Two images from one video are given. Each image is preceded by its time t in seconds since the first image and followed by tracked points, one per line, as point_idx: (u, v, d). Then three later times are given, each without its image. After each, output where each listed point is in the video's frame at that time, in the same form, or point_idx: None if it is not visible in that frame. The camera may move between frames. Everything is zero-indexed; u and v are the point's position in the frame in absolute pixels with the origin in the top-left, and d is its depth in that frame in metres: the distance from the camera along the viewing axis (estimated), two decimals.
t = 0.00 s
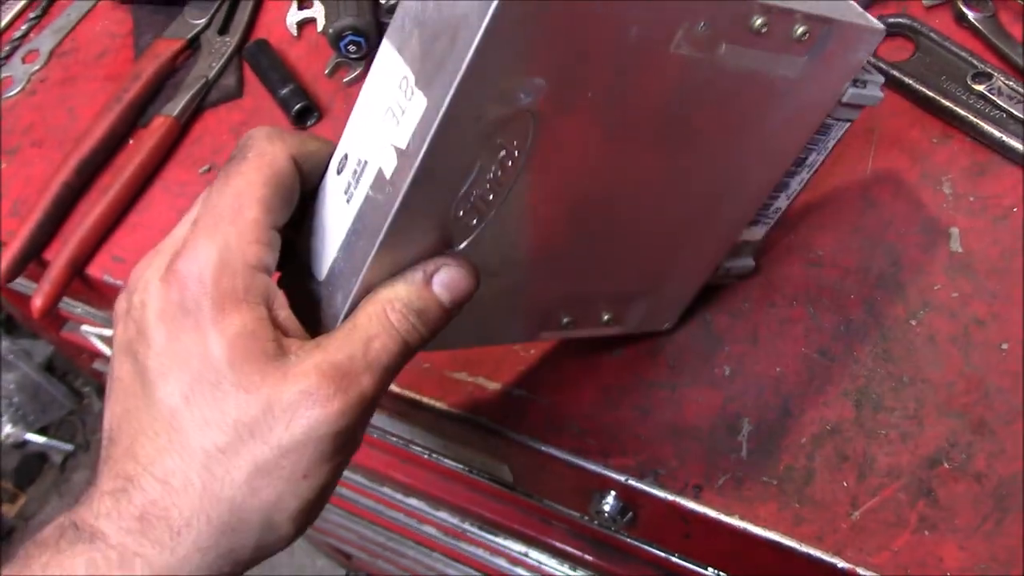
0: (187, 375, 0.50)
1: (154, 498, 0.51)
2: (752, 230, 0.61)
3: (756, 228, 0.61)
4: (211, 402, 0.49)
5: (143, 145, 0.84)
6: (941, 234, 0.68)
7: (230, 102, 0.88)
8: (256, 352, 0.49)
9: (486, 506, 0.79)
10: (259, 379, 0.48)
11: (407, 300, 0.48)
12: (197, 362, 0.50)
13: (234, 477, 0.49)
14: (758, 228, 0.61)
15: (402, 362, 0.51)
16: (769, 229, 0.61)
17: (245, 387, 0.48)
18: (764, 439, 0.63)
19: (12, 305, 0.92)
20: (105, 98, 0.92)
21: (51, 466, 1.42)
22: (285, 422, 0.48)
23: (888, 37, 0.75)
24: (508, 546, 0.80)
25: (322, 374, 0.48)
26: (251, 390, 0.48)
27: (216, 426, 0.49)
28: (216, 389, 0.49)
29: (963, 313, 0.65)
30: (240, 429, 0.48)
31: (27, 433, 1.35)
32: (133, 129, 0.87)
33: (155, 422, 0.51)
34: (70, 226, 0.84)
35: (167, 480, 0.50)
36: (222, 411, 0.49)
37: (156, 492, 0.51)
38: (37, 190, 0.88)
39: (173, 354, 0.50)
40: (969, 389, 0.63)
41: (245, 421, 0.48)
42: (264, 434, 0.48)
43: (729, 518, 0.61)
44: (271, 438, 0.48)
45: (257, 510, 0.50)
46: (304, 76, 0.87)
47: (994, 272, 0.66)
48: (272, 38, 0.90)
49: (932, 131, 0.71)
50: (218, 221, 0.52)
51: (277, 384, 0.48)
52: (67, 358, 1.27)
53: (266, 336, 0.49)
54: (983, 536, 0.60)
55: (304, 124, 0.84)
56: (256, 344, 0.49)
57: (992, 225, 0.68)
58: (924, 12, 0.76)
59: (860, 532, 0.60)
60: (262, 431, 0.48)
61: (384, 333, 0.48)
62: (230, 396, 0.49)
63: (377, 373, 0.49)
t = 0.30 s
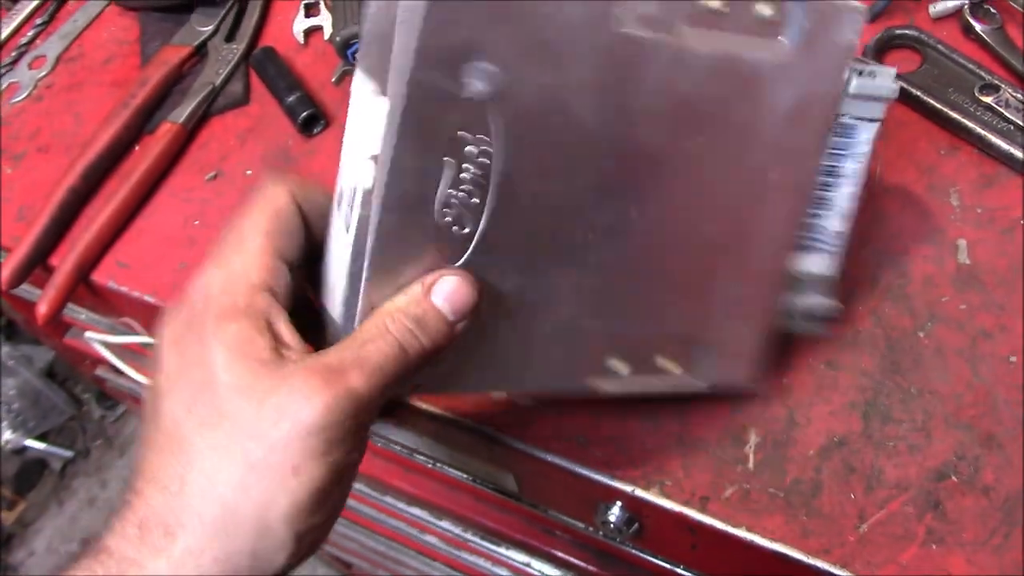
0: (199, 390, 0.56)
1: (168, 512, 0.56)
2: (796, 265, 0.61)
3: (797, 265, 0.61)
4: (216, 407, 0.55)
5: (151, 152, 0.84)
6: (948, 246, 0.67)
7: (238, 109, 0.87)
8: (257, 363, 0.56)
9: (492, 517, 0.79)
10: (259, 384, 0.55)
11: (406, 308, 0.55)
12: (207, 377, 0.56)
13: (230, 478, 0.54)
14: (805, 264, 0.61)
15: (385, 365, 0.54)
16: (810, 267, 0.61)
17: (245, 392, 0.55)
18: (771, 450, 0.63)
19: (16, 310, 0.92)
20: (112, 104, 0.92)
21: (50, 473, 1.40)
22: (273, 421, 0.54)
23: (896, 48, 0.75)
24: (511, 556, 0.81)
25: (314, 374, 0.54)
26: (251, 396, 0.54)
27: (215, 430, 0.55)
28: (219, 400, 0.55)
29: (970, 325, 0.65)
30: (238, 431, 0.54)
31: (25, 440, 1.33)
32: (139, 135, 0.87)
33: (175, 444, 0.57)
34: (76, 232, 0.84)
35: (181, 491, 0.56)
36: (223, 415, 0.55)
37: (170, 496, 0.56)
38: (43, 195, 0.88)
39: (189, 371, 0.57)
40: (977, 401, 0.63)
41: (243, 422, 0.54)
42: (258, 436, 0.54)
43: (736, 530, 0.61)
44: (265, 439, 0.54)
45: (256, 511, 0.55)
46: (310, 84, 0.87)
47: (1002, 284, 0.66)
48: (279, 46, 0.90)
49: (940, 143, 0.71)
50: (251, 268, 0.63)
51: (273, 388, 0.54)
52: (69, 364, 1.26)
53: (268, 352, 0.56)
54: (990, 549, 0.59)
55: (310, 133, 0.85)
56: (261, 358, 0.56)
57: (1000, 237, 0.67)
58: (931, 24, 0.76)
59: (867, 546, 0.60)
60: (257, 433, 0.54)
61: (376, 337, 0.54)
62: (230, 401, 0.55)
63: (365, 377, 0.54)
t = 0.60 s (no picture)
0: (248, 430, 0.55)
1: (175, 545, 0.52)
2: (848, 285, 0.61)
3: (851, 289, 0.61)
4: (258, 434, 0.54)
5: (149, 156, 0.84)
6: (944, 257, 0.67)
7: (237, 114, 0.88)
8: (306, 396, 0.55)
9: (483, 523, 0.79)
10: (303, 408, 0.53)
11: (446, 347, 0.54)
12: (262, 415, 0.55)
13: (248, 493, 0.51)
14: (848, 282, 0.62)
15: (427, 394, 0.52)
16: (868, 285, 0.61)
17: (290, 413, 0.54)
18: (768, 459, 0.63)
19: (11, 313, 0.92)
20: (111, 109, 0.92)
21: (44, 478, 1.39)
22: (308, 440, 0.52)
23: (895, 60, 0.76)
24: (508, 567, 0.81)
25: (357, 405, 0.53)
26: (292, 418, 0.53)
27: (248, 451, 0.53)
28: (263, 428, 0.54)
29: (967, 337, 0.65)
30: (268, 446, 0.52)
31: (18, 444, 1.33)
32: (138, 140, 0.87)
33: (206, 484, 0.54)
34: (74, 236, 0.84)
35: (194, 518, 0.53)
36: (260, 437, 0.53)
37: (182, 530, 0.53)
38: (41, 199, 0.88)
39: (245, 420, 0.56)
40: (974, 413, 0.63)
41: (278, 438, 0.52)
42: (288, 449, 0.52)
43: (733, 539, 0.60)
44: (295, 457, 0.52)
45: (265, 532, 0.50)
46: (310, 91, 0.88)
47: (998, 297, 0.66)
48: (278, 52, 0.91)
49: (937, 155, 0.71)
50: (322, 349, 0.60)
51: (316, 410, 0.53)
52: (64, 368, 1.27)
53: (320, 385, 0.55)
54: (985, 560, 0.59)
55: (310, 139, 0.85)
56: (312, 387, 0.55)
57: (996, 249, 0.67)
58: (928, 37, 0.77)
59: (862, 556, 0.59)
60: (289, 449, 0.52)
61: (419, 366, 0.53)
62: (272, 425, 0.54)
63: (403, 399, 0.52)
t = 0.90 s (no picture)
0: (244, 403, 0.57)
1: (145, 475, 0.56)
2: (842, 284, 0.61)
3: (846, 287, 0.61)
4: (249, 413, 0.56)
5: (145, 155, 0.84)
6: (943, 259, 0.67)
7: (234, 113, 0.87)
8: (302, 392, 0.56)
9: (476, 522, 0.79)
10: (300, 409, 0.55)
11: (435, 371, 0.54)
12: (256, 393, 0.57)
13: (225, 465, 0.54)
14: (844, 281, 0.61)
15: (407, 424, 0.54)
16: (862, 282, 0.61)
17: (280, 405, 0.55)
18: (767, 460, 0.62)
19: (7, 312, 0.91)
20: (107, 107, 0.92)
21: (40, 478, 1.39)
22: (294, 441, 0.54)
23: (894, 61, 0.75)
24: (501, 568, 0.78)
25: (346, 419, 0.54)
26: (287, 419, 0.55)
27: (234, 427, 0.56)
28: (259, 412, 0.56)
29: (966, 339, 0.64)
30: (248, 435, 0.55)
31: (15, 445, 1.34)
32: (135, 138, 0.87)
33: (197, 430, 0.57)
34: (69, 234, 0.84)
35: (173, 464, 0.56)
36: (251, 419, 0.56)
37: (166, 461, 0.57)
38: (37, 196, 0.87)
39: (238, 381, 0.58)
40: (972, 415, 0.62)
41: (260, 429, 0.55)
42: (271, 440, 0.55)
43: (729, 540, 0.60)
44: (277, 451, 0.54)
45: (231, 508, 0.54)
46: (307, 90, 0.87)
47: (997, 298, 0.65)
48: (276, 51, 0.90)
49: (936, 156, 0.71)
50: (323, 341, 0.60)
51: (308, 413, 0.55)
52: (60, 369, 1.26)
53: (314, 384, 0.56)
54: (983, 563, 0.59)
55: (306, 138, 0.84)
56: (307, 381, 0.57)
57: (995, 251, 0.67)
58: (928, 38, 0.76)
59: (859, 557, 0.59)
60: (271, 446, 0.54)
61: (405, 388, 0.55)
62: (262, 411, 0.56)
63: (383, 421, 0.54)
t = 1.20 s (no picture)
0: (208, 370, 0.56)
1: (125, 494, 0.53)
2: (835, 278, 0.62)
3: (838, 280, 0.62)
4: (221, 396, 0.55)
5: (147, 156, 0.84)
6: (942, 260, 0.67)
7: (236, 115, 0.88)
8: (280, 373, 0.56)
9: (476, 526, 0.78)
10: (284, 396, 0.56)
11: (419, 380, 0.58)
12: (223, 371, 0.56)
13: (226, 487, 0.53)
14: (836, 275, 0.62)
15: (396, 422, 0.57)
16: (855, 275, 0.61)
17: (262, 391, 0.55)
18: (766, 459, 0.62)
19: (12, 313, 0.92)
20: (109, 108, 0.92)
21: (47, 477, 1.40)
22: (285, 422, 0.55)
23: (893, 62, 0.76)
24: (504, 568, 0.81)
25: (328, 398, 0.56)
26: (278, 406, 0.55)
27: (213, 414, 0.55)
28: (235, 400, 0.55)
29: (965, 338, 0.64)
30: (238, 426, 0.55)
31: (24, 445, 1.34)
32: (137, 140, 0.88)
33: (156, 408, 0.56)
34: (73, 235, 0.85)
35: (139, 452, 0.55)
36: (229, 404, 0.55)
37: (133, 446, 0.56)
38: (40, 198, 0.88)
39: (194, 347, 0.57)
40: (971, 415, 0.61)
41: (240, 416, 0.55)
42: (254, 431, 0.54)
43: (728, 540, 0.60)
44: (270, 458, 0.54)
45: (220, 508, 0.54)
46: (309, 92, 0.88)
47: (996, 298, 0.65)
48: (278, 53, 0.91)
49: (935, 156, 0.71)
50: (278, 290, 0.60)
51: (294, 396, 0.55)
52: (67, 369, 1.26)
53: (288, 364, 0.57)
54: (982, 563, 0.58)
55: (308, 140, 0.85)
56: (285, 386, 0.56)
57: (994, 250, 0.66)
58: (928, 39, 0.76)
59: (858, 557, 0.59)
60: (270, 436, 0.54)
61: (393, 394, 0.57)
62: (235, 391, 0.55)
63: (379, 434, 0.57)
